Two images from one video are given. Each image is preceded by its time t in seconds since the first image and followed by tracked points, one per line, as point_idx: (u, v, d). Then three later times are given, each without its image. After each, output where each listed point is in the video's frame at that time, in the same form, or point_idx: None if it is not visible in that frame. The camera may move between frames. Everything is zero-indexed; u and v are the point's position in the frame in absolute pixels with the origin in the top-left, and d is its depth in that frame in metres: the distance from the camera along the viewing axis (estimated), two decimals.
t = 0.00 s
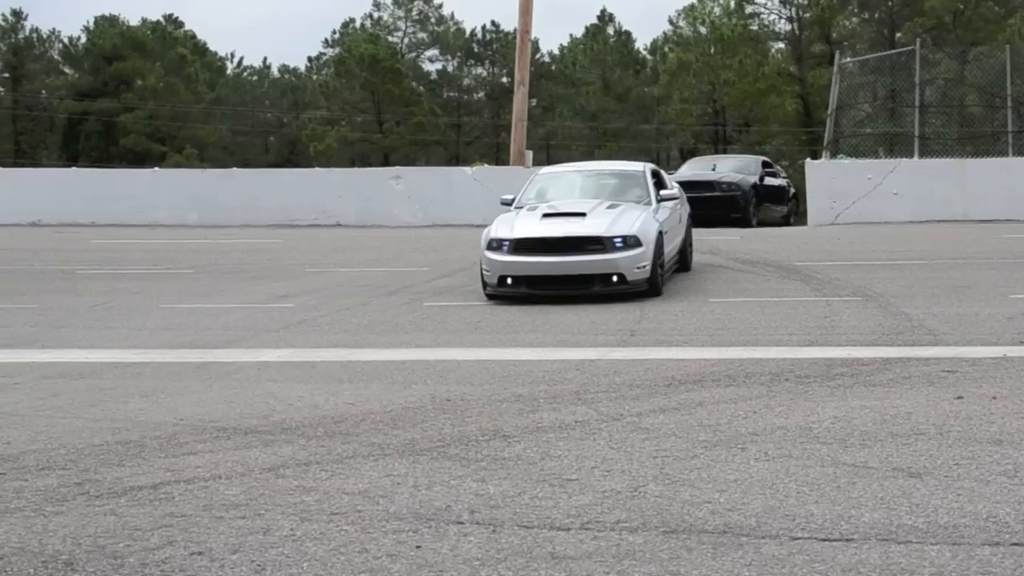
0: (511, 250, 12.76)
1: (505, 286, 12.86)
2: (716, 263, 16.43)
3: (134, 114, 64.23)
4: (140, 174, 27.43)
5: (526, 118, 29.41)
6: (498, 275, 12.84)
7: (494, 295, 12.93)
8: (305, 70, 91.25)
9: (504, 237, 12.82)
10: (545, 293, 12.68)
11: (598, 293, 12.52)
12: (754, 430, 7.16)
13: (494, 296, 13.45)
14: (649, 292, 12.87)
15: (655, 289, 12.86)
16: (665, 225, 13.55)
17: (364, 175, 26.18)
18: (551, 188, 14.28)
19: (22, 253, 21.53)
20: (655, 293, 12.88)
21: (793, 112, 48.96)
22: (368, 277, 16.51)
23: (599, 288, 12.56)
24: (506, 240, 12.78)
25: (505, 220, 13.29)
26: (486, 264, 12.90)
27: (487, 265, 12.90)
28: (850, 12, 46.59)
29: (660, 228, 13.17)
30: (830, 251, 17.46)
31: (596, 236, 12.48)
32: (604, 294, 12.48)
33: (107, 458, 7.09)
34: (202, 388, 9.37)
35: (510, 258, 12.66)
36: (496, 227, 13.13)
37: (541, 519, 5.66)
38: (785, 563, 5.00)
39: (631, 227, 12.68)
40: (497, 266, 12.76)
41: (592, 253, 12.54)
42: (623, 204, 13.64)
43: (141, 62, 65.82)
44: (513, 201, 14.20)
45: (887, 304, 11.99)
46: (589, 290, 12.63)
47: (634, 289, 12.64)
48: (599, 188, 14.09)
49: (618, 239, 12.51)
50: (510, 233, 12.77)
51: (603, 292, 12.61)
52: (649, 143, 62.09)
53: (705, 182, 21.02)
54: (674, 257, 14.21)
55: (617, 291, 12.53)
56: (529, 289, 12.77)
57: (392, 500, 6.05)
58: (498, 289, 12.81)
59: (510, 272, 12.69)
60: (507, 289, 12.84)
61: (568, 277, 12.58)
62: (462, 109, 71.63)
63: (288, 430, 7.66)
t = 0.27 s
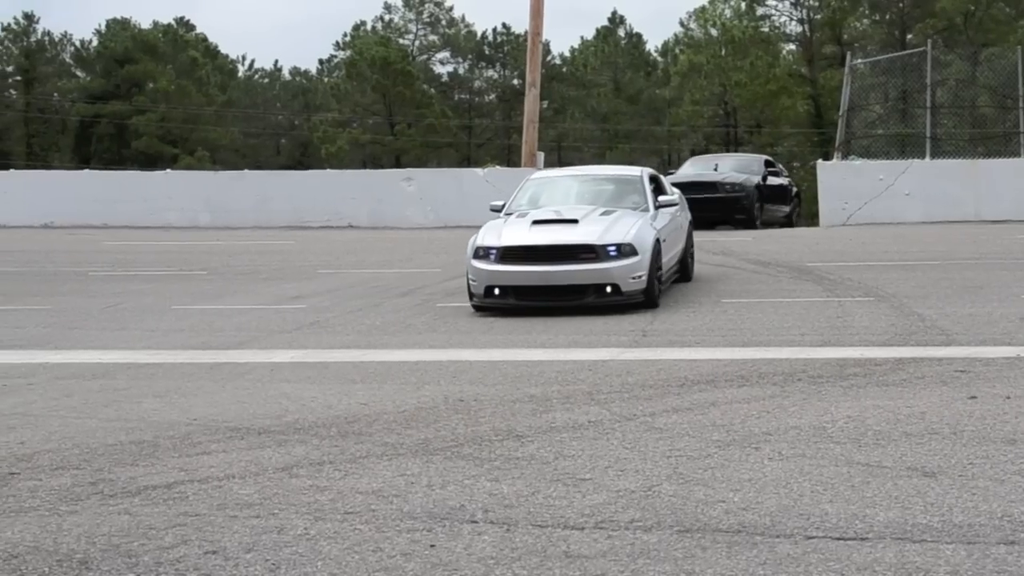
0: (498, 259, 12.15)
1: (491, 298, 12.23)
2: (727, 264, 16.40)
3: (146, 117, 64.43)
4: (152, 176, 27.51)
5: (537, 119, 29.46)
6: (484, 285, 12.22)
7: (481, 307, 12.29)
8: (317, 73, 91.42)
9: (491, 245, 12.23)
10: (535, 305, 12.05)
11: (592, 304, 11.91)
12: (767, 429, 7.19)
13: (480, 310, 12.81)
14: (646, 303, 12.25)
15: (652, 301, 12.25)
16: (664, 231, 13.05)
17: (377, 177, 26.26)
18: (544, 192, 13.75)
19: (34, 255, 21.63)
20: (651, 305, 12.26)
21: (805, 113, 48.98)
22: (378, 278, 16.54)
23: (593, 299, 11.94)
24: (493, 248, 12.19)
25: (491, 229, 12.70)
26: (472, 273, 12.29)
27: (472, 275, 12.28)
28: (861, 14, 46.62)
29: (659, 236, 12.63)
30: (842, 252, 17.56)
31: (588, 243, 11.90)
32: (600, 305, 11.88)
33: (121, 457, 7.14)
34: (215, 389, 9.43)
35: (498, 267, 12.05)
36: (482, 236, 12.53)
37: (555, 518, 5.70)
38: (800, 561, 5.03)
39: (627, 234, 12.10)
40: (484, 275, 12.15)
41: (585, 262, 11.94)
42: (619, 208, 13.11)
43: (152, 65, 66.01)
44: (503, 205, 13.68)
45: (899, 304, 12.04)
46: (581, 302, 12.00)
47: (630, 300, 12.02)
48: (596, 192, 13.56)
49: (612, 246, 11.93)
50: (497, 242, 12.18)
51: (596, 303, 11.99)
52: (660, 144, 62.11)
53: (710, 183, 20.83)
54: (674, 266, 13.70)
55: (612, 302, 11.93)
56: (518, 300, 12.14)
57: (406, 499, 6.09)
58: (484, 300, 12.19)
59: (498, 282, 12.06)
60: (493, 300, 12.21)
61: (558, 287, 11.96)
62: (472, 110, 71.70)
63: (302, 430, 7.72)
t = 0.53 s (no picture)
0: (487, 266, 11.61)
1: (480, 306, 11.70)
2: (740, 265, 16.33)
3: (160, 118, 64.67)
4: (166, 177, 27.60)
5: (550, 121, 29.44)
6: (473, 293, 11.68)
7: (470, 317, 11.76)
8: (331, 73, 91.59)
9: (481, 252, 11.68)
10: (527, 315, 11.52)
11: (585, 314, 11.38)
12: (781, 429, 7.18)
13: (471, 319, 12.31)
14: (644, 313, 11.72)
15: (650, 310, 11.72)
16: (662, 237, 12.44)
17: (390, 178, 26.27)
18: (538, 197, 13.26)
19: (50, 256, 21.77)
20: (650, 314, 11.77)
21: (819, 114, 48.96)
22: (391, 279, 16.55)
23: (587, 308, 11.40)
24: (483, 255, 11.64)
25: (482, 234, 12.14)
26: (460, 281, 11.77)
27: (461, 282, 11.74)
28: (875, 14, 46.60)
29: (657, 241, 12.10)
30: (857, 251, 17.51)
31: (582, 250, 11.35)
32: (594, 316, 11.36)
33: (133, 458, 7.17)
34: (229, 389, 9.45)
35: (487, 275, 11.51)
36: (472, 242, 11.98)
37: (568, 518, 5.70)
38: (813, 561, 5.03)
39: (623, 240, 11.56)
40: (473, 283, 11.61)
41: (578, 270, 11.39)
42: (614, 214, 12.58)
43: (166, 66, 66.25)
44: (495, 210, 13.19)
45: (913, 305, 12.00)
46: (575, 311, 11.47)
47: (626, 309, 11.49)
48: (592, 197, 13.05)
49: (607, 253, 11.39)
50: (487, 248, 11.63)
51: (590, 313, 11.45)
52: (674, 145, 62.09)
53: (717, 183, 20.64)
54: (676, 274, 13.05)
55: (608, 312, 11.40)
56: (508, 310, 11.60)
57: (419, 499, 6.10)
58: (473, 310, 11.66)
59: (487, 289, 11.52)
60: (483, 310, 11.67)
61: (551, 296, 11.42)
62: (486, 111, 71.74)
63: (315, 430, 7.74)
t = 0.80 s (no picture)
0: (471, 275, 10.92)
1: (464, 318, 11.00)
2: (755, 265, 16.29)
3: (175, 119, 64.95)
4: (181, 177, 27.72)
5: (564, 121, 29.45)
6: (456, 304, 11.00)
7: (454, 329, 11.08)
8: (346, 74, 91.82)
9: (464, 260, 11.01)
10: (513, 327, 10.82)
11: (576, 326, 10.67)
12: (796, 427, 7.21)
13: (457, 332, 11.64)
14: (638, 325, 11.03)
15: (645, 322, 11.03)
16: (658, 244, 11.77)
17: (405, 178, 26.32)
18: (528, 201, 12.53)
19: (67, 255, 21.92)
20: (646, 325, 11.06)
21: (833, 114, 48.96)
22: (405, 279, 16.56)
23: (576, 320, 10.69)
24: (466, 263, 10.96)
25: (467, 242, 11.47)
26: (443, 292, 11.08)
27: (443, 293, 11.06)
28: (890, 14, 46.65)
29: (653, 248, 11.42)
30: (871, 251, 17.46)
31: (571, 257, 10.66)
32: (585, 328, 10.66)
33: (150, 456, 7.22)
34: (245, 388, 9.51)
35: (470, 285, 10.83)
36: (456, 249, 11.31)
37: (585, 516, 5.74)
38: (830, 558, 5.06)
39: (617, 247, 10.87)
40: (454, 293, 10.92)
41: (568, 279, 10.70)
42: (609, 219, 11.86)
43: (181, 66, 66.55)
44: (483, 216, 12.46)
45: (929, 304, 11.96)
46: (564, 323, 10.76)
47: (620, 321, 10.79)
48: (586, 201, 12.33)
49: (598, 261, 10.70)
50: (471, 256, 10.96)
51: (580, 325, 10.74)
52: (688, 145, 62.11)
53: (728, 186, 20.45)
54: (675, 282, 12.38)
55: (599, 325, 10.71)
56: (493, 322, 10.90)
57: (436, 496, 6.15)
58: (456, 323, 10.97)
59: (470, 300, 10.84)
60: (466, 322, 10.98)
61: (538, 307, 10.71)
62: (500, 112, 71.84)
63: (330, 428, 7.77)
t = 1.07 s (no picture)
0: (460, 279, 10.45)
1: (451, 324, 10.51)
2: (773, 263, 16.26)
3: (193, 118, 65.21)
4: (199, 176, 27.85)
5: (582, 119, 29.48)
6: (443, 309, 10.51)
7: (441, 336, 10.58)
8: (364, 73, 92.02)
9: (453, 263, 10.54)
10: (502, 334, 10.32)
11: (570, 334, 10.19)
12: (815, 425, 7.23)
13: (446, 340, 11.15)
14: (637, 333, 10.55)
15: (644, 330, 10.56)
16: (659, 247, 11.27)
17: (423, 177, 26.37)
18: (524, 202, 12.04)
19: (86, 254, 22.01)
20: (645, 334, 10.60)
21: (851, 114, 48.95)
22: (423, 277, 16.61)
23: (571, 328, 10.21)
24: (455, 267, 10.50)
25: (455, 246, 10.99)
26: (430, 296, 10.60)
27: (431, 298, 10.58)
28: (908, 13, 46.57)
29: (653, 252, 10.93)
30: (889, 249, 17.45)
31: (566, 261, 10.21)
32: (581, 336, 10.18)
33: (168, 453, 7.27)
34: (263, 386, 9.56)
35: (459, 289, 10.35)
36: (444, 253, 10.84)
37: (603, 513, 5.77)
38: (848, 554, 5.09)
39: (615, 251, 10.41)
40: (442, 297, 10.44)
41: (562, 284, 10.23)
42: (607, 222, 11.37)
43: (199, 66, 66.77)
44: (476, 217, 11.95)
45: (947, 302, 11.96)
46: (557, 331, 10.28)
47: (617, 329, 10.31)
48: (584, 203, 11.84)
49: (595, 266, 10.25)
50: (460, 259, 10.50)
51: (574, 333, 10.26)
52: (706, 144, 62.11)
53: (743, 186, 20.32)
54: (677, 290, 11.87)
55: (596, 333, 10.23)
56: (481, 329, 10.40)
57: (454, 493, 6.19)
58: (443, 330, 10.48)
59: (459, 305, 10.36)
60: (453, 328, 10.49)
61: (531, 313, 10.24)
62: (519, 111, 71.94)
63: (349, 426, 7.82)
